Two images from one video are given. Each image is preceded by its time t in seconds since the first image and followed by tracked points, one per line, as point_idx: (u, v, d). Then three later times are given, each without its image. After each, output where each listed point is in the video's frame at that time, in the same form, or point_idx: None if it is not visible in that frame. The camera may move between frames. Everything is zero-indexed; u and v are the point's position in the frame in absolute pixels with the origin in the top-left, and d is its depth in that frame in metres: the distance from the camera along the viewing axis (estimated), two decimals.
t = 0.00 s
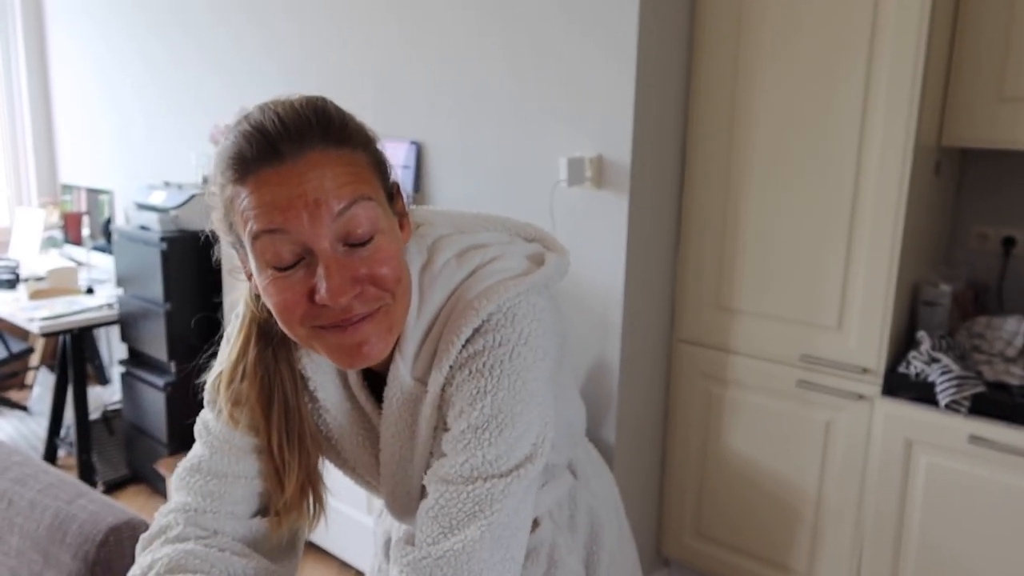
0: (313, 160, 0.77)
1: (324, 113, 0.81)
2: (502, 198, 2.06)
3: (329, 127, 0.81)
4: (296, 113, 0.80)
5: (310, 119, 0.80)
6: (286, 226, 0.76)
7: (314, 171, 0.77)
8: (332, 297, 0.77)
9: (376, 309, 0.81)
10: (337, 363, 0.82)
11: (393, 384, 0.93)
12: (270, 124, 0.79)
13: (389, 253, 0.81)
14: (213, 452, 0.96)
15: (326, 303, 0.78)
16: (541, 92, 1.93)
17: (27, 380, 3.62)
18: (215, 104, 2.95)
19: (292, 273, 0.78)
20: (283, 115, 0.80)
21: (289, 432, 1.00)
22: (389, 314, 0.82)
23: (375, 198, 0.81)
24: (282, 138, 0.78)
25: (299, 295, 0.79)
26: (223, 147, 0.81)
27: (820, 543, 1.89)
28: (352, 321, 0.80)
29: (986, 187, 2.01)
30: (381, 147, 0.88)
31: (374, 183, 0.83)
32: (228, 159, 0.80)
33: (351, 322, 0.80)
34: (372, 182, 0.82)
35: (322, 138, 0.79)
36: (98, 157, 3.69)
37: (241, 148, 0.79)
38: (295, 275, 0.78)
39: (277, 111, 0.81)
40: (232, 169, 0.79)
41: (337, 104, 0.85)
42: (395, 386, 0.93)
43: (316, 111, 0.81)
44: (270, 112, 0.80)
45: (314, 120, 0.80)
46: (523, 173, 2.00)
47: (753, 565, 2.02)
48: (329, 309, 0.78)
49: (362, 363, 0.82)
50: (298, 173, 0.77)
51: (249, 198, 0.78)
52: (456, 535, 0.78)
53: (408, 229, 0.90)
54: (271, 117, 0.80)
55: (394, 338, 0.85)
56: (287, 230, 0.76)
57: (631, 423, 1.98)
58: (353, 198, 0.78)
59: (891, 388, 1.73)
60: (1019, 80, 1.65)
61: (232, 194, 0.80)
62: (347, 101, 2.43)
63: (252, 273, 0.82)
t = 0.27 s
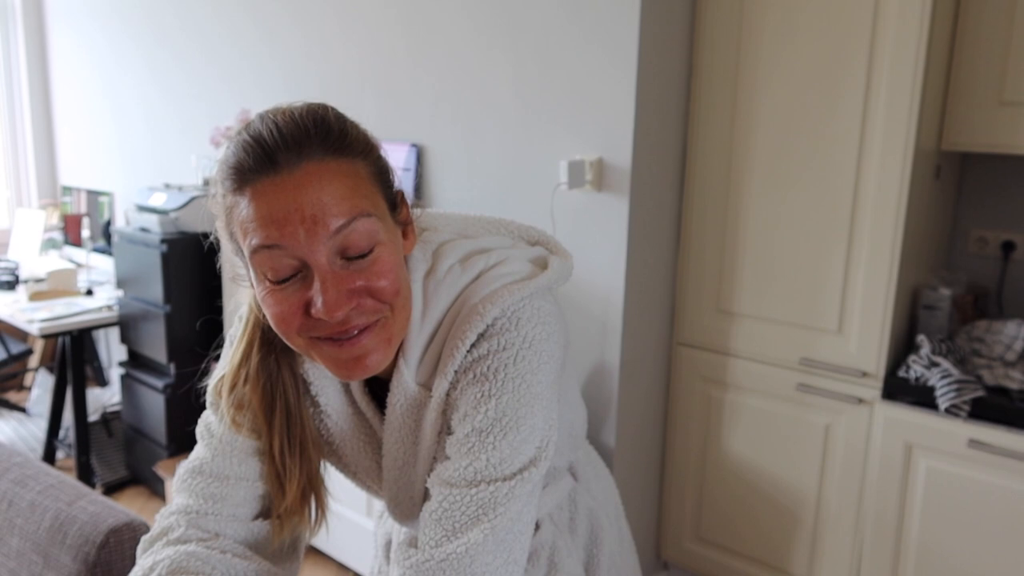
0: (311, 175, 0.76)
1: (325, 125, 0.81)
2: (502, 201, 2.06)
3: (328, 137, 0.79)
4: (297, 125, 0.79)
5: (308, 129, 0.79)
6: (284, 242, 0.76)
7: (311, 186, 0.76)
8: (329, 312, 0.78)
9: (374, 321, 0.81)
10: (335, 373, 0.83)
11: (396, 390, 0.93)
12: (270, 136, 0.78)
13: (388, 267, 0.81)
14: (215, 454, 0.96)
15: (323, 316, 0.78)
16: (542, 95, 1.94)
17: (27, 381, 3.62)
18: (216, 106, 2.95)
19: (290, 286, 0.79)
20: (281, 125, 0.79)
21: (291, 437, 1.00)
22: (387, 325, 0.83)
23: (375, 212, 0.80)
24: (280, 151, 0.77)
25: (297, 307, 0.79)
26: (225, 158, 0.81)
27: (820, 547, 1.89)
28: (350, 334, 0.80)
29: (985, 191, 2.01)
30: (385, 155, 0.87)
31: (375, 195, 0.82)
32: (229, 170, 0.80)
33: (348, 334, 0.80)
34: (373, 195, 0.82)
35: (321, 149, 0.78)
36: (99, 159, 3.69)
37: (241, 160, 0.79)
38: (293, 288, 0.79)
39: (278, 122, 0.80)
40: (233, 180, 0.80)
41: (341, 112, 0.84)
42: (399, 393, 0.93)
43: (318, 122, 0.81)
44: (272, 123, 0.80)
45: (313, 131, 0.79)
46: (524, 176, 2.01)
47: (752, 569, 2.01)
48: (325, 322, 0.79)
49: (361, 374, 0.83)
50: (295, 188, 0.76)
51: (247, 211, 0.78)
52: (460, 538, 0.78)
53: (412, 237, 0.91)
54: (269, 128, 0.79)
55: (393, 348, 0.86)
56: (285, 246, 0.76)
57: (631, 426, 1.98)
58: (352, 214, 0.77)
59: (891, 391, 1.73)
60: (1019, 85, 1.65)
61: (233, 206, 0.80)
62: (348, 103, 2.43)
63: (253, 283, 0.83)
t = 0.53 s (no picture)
0: (301, 188, 0.76)
1: (316, 132, 0.79)
2: (502, 201, 2.07)
3: (319, 145, 0.79)
4: (287, 134, 0.78)
5: (299, 137, 0.78)
6: (276, 254, 0.76)
7: (302, 199, 0.75)
8: (321, 321, 0.78)
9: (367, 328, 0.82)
10: (329, 377, 0.84)
11: (393, 386, 0.93)
12: (261, 146, 0.77)
13: (380, 275, 0.81)
14: (213, 450, 0.96)
15: (316, 325, 0.79)
16: (541, 95, 1.94)
17: (26, 381, 3.62)
18: (215, 106, 2.95)
19: (282, 294, 0.79)
20: (272, 134, 0.78)
21: (288, 433, 1.00)
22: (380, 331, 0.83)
23: (366, 220, 0.80)
24: (271, 161, 0.76)
25: (290, 315, 0.80)
26: (217, 164, 0.81)
27: (819, 548, 1.89)
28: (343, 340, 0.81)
29: (984, 192, 2.01)
30: (378, 156, 0.86)
31: (367, 202, 0.81)
32: (221, 178, 0.80)
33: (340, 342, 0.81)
34: (365, 201, 0.81)
35: (311, 159, 0.77)
36: (98, 159, 3.69)
37: (232, 169, 0.78)
38: (286, 296, 0.79)
39: (269, 130, 0.79)
40: (224, 189, 0.79)
41: (331, 115, 0.83)
42: (396, 389, 0.93)
43: (309, 129, 0.79)
44: (262, 130, 0.79)
45: (304, 139, 0.78)
46: (524, 176, 2.01)
47: (751, 570, 2.01)
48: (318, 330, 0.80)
49: (358, 381, 0.84)
50: (286, 200, 0.75)
51: (239, 220, 0.78)
52: (457, 535, 0.78)
53: (406, 237, 0.90)
54: (260, 136, 0.79)
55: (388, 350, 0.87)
56: (277, 258, 0.76)
57: (630, 426, 1.98)
58: (343, 224, 0.77)
59: (890, 392, 1.73)
60: (1018, 86, 1.65)
61: (224, 214, 0.80)
62: (348, 103, 2.43)
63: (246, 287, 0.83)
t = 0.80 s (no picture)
0: (296, 192, 0.76)
1: (313, 134, 0.79)
2: (501, 202, 2.07)
3: (316, 147, 0.79)
4: (283, 136, 0.78)
5: (296, 139, 0.78)
6: (271, 256, 0.76)
7: (297, 202, 0.76)
8: (317, 323, 0.79)
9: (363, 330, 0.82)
10: (327, 377, 0.85)
11: (394, 386, 0.93)
12: (257, 149, 0.78)
13: (376, 277, 0.81)
14: (213, 450, 0.96)
15: (311, 327, 0.79)
16: (541, 96, 1.94)
17: (25, 380, 3.62)
18: (216, 106, 2.95)
19: (278, 296, 0.80)
20: (268, 136, 0.78)
21: (289, 434, 1.00)
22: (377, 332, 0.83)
23: (363, 223, 0.80)
24: (266, 163, 0.77)
25: (286, 316, 0.80)
26: (215, 166, 0.81)
27: (817, 550, 1.89)
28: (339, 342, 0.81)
29: (983, 195, 2.02)
30: (377, 158, 0.86)
31: (364, 204, 0.81)
32: (218, 179, 0.80)
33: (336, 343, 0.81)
34: (362, 204, 0.81)
35: (307, 161, 0.77)
36: (98, 158, 3.69)
37: (229, 172, 0.78)
38: (282, 298, 0.80)
39: (266, 133, 0.79)
40: (222, 191, 0.80)
41: (330, 117, 0.83)
42: (397, 389, 0.93)
43: (305, 132, 0.79)
44: (259, 133, 0.79)
45: (300, 142, 0.78)
46: (523, 177, 2.01)
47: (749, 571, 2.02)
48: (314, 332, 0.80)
49: (358, 385, 0.86)
50: (281, 203, 0.76)
51: (235, 222, 0.78)
52: (457, 535, 0.78)
53: (406, 239, 0.90)
54: (256, 139, 0.79)
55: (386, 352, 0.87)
56: (272, 260, 0.77)
57: (629, 427, 1.98)
58: (338, 227, 0.77)
59: (888, 394, 1.73)
60: (1017, 88, 1.66)
61: (222, 216, 0.81)
62: (348, 103, 2.43)
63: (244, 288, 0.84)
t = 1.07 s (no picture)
0: (287, 194, 0.76)
1: (308, 136, 0.79)
2: (500, 202, 2.07)
3: (311, 149, 0.78)
4: (278, 137, 0.78)
5: (291, 141, 0.78)
6: (261, 257, 0.77)
7: (287, 205, 0.76)
8: (306, 324, 0.79)
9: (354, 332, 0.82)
10: (319, 376, 0.85)
11: (398, 387, 0.93)
12: (251, 149, 0.78)
13: (367, 280, 0.81)
14: (214, 450, 0.96)
15: (301, 328, 0.80)
16: (539, 96, 1.94)
17: (24, 381, 3.62)
18: (214, 106, 2.95)
19: (270, 296, 0.80)
20: (265, 137, 0.78)
21: (289, 433, 1.01)
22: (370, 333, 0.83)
23: (355, 226, 0.80)
24: (259, 165, 0.77)
25: (277, 315, 0.81)
26: (212, 165, 0.82)
27: (815, 549, 1.90)
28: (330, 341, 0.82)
29: (981, 194, 2.02)
30: (377, 160, 0.85)
31: (358, 207, 0.81)
32: (215, 179, 0.81)
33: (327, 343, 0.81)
34: (356, 206, 0.81)
35: (301, 163, 0.77)
36: (97, 158, 3.69)
37: (224, 172, 0.79)
38: (273, 298, 0.80)
39: (262, 133, 0.79)
40: (217, 191, 0.80)
41: (328, 119, 0.83)
42: (400, 390, 0.93)
43: (301, 134, 0.79)
44: (256, 133, 0.79)
45: (295, 143, 0.78)
46: (522, 177, 2.01)
47: (748, 570, 2.02)
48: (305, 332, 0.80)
49: (354, 390, 0.86)
50: (272, 205, 0.76)
51: (229, 222, 0.79)
52: (456, 535, 0.79)
53: (406, 242, 0.90)
54: (252, 139, 0.79)
55: (381, 353, 0.87)
56: (263, 261, 0.77)
57: (628, 427, 1.98)
58: (328, 230, 0.77)
59: (886, 393, 1.73)
60: (1014, 88, 1.66)
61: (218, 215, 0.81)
62: (346, 104, 2.43)
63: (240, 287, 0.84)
